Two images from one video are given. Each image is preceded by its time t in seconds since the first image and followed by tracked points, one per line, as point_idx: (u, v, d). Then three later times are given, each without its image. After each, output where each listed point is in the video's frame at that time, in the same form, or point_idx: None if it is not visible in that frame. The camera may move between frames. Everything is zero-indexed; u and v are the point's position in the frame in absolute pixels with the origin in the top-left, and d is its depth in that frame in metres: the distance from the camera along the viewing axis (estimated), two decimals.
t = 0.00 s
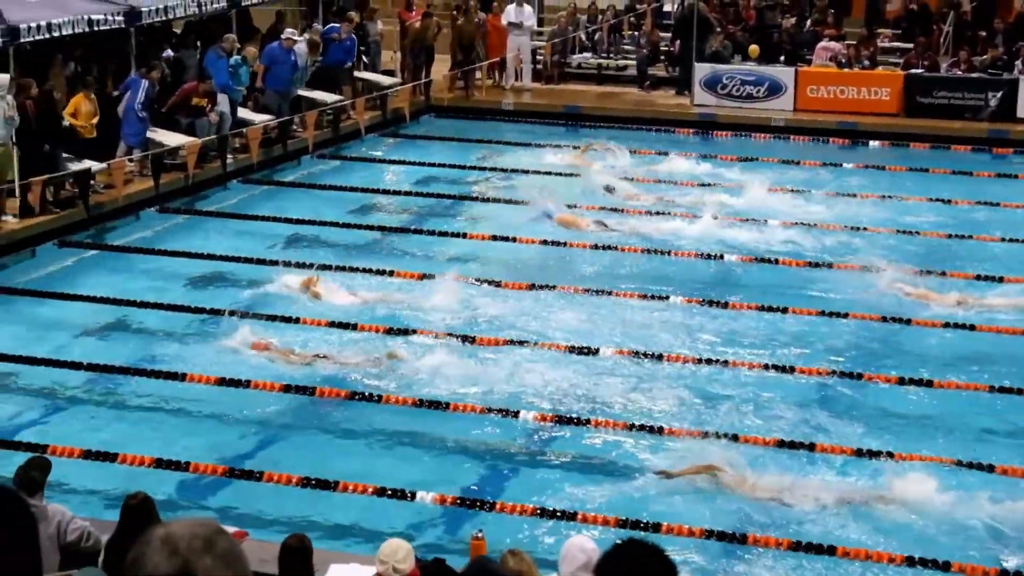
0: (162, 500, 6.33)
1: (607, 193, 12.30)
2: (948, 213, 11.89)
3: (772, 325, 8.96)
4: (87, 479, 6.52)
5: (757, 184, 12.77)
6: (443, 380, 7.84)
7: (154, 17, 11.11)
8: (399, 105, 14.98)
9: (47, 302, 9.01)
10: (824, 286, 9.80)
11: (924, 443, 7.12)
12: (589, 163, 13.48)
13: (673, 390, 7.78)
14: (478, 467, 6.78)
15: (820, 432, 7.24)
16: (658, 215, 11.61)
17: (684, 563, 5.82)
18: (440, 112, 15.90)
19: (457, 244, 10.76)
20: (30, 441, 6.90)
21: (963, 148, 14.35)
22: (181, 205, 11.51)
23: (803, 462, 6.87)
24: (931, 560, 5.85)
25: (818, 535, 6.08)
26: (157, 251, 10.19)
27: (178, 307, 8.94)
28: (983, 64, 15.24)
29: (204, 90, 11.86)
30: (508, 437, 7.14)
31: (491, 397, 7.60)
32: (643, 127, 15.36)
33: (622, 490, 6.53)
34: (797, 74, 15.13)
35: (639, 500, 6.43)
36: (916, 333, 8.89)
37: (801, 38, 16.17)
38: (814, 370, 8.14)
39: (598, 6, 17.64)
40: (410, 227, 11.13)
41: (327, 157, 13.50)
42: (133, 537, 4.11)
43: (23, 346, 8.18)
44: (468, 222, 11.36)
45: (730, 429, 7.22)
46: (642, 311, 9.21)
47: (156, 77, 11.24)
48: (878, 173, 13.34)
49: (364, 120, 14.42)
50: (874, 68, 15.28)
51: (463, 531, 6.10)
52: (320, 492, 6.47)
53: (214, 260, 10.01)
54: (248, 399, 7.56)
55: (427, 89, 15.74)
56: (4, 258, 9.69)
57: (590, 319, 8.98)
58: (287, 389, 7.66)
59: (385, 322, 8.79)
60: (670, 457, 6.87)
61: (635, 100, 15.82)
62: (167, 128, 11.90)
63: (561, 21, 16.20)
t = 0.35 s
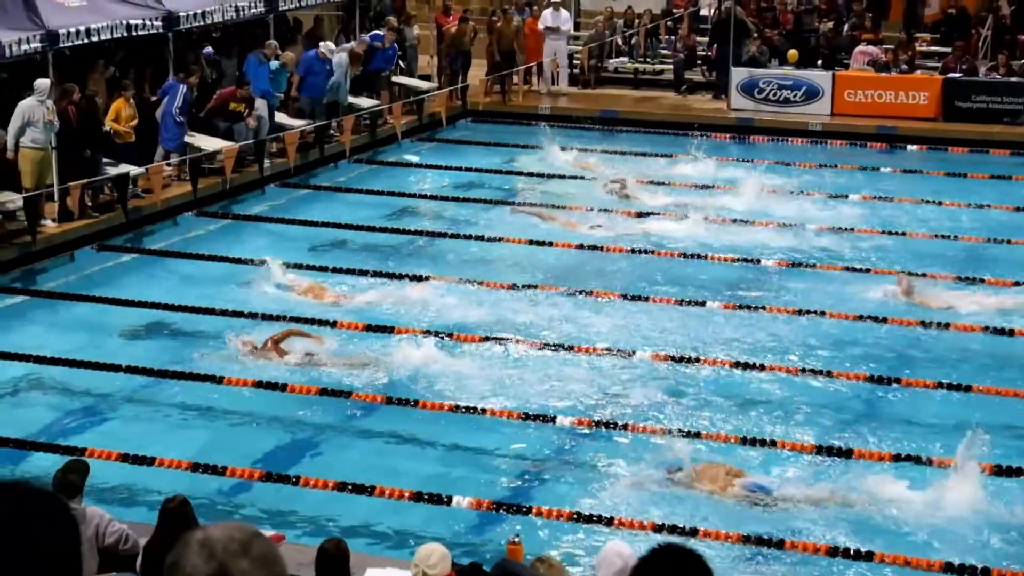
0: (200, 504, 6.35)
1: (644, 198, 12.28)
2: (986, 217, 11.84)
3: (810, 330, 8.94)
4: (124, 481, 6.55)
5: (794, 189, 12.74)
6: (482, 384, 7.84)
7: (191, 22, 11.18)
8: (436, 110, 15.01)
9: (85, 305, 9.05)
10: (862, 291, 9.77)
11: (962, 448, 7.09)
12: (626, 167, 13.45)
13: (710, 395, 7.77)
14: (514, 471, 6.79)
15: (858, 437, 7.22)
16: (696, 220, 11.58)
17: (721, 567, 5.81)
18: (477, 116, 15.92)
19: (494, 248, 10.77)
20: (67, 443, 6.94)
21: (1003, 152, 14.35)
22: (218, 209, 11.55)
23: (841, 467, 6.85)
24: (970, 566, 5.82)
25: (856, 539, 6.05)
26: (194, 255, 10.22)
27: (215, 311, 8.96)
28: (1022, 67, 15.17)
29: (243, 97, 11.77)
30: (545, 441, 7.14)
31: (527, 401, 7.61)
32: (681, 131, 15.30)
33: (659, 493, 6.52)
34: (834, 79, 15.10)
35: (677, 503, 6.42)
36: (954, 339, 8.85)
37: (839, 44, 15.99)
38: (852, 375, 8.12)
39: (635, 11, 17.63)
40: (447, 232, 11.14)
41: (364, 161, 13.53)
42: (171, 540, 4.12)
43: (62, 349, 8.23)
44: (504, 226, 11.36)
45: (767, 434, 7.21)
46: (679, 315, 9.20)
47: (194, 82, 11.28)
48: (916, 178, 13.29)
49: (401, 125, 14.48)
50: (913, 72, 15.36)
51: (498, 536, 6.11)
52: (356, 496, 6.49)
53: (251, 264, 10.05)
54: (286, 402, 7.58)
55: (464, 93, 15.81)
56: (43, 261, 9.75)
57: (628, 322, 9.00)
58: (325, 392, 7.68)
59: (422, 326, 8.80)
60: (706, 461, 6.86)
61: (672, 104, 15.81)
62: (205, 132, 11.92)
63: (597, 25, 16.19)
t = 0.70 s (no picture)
0: (236, 509, 6.35)
1: (680, 203, 12.26)
2: None
3: (846, 335, 8.90)
4: (160, 486, 6.56)
5: (829, 194, 12.70)
6: (518, 389, 7.83)
7: (228, 27, 11.21)
8: (472, 115, 15.04)
9: (122, 310, 9.08)
10: (899, 295, 9.72)
11: (1000, 456, 7.05)
12: (662, 172, 13.43)
13: (747, 400, 7.74)
14: (549, 476, 6.78)
15: (896, 443, 7.18)
16: (732, 225, 11.55)
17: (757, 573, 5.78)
18: (512, 121, 15.96)
19: (530, 253, 10.75)
20: (104, 448, 6.96)
21: None
22: (254, 214, 11.58)
23: (878, 473, 6.82)
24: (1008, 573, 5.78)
25: (891, 548, 6.02)
26: (230, 260, 10.24)
27: (251, 315, 8.98)
28: None
29: (280, 102, 11.73)
30: (581, 446, 7.12)
31: (563, 406, 7.59)
32: (717, 136, 15.27)
33: (696, 499, 6.49)
34: (871, 83, 15.08)
35: (713, 509, 6.39)
36: (992, 345, 8.79)
37: (875, 47, 16.09)
38: (889, 380, 8.08)
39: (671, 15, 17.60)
40: (482, 237, 11.13)
41: (399, 166, 13.55)
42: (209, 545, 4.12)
43: (99, 353, 8.25)
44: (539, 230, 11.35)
45: (804, 440, 7.19)
46: (715, 320, 9.18)
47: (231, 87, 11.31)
48: (953, 182, 13.23)
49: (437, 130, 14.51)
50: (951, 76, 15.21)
51: (534, 541, 6.09)
52: (391, 501, 6.48)
53: (287, 268, 10.06)
54: (322, 408, 7.58)
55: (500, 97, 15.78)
56: (80, 266, 9.78)
57: (663, 328, 8.98)
58: (360, 398, 7.68)
59: (456, 331, 8.78)
60: (743, 467, 6.83)
61: (707, 109, 15.78)
62: (243, 138, 12.01)
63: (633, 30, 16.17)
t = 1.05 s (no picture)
0: (270, 510, 6.37)
1: (713, 205, 12.23)
2: None
3: (881, 338, 8.86)
4: (194, 488, 6.58)
5: (864, 196, 12.65)
6: (551, 391, 7.83)
7: (261, 29, 11.24)
8: (505, 117, 15.04)
9: (156, 311, 9.11)
10: (934, 297, 9.68)
11: None
12: (694, 174, 13.41)
13: (780, 402, 7.72)
14: (582, 476, 6.77)
15: (931, 446, 7.15)
16: (766, 227, 11.51)
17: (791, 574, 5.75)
18: (546, 124, 15.93)
19: (562, 255, 10.74)
20: (138, 450, 6.98)
21: None
22: (288, 216, 11.61)
23: (912, 475, 6.79)
24: None
25: (927, 552, 5.99)
26: (264, 262, 10.26)
27: (284, 317, 9.00)
28: None
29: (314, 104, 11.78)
30: (614, 446, 7.12)
31: (596, 408, 7.58)
32: (750, 138, 15.26)
33: (730, 501, 6.47)
34: (906, 84, 14.98)
35: (747, 511, 6.37)
36: None
37: (909, 48, 16.02)
38: (923, 383, 8.05)
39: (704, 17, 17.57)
40: (515, 239, 11.11)
41: (432, 168, 13.57)
42: (246, 546, 4.12)
43: (134, 354, 8.29)
44: (571, 232, 11.33)
45: (838, 441, 7.17)
46: (747, 322, 9.14)
47: (265, 90, 11.33)
48: (988, 185, 13.16)
49: (471, 132, 14.54)
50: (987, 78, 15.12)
51: (567, 543, 6.09)
52: (424, 503, 6.49)
53: (320, 270, 10.08)
54: (356, 409, 7.59)
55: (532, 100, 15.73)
56: (114, 268, 9.82)
57: (697, 330, 8.96)
58: (394, 399, 7.69)
59: (489, 333, 8.78)
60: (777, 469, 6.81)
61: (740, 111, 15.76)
62: (278, 140, 12.08)
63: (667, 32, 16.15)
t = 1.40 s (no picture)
0: (308, 510, 6.38)
1: (749, 204, 12.21)
2: None
3: (919, 338, 8.82)
4: (233, 486, 6.59)
5: (901, 195, 12.60)
6: (587, 391, 7.81)
7: (298, 30, 11.27)
8: (539, 117, 15.01)
9: (193, 311, 9.13)
10: (973, 297, 9.62)
11: None
12: (729, 174, 13.37)
13: (818, 402, 7.69)
14: (618, 475, 6.75)
15: (971, 446, 7.11)
16: (803, 227, 11.47)
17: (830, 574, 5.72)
18: (581, 123, 15.92)
19: (598, 255, 10.73)
20: (176, 448, 7.00)
21: None
22: (324, 216, 11.62)
23: (951, 476, 6.76)
24: None
25: (966, 553, 5.95)
26: (300, 262, 10.28)
27: (320, 317, 9.01)
28: None
29: (349, 105, 11.88)
30: (651, 445, 7.10)
31: (632, 407, 7.56)
32: (786, 138, 15.19)
33: (767, 501, 6.45)
34: (942, 83, 14.96)
35: (785, 511, 6.34)
36: None
37: (946, 46, 15.91)
38: (962, 383, 8.00)
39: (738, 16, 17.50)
40: (550, 239, 11.10)
41: (468, 168, 13.58)
42: (286, 546, 4.12)
43: (172, 354, 8.31)
44: (606, 232, 11.32)
45: (876, 442, 7.14)
46: (784, 322, 9.11)
47: (301, 90, 11.36)
48: None
49: (506, 132, 14.49)
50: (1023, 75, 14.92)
51: (604, 543, 6.08)
52: (461, 502, 6.49)
53: (354, 271, 10.09)
54: (393, 409, 7.59)
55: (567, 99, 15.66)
56: (152, 268, 9.85)
57: (732, 330, 8.93)
58: (431, 399, 7.69)
59: (525, 333, 8.78)
60: (816, 469, 6.78)
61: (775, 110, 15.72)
62: (315, 141, 12.12)
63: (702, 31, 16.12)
